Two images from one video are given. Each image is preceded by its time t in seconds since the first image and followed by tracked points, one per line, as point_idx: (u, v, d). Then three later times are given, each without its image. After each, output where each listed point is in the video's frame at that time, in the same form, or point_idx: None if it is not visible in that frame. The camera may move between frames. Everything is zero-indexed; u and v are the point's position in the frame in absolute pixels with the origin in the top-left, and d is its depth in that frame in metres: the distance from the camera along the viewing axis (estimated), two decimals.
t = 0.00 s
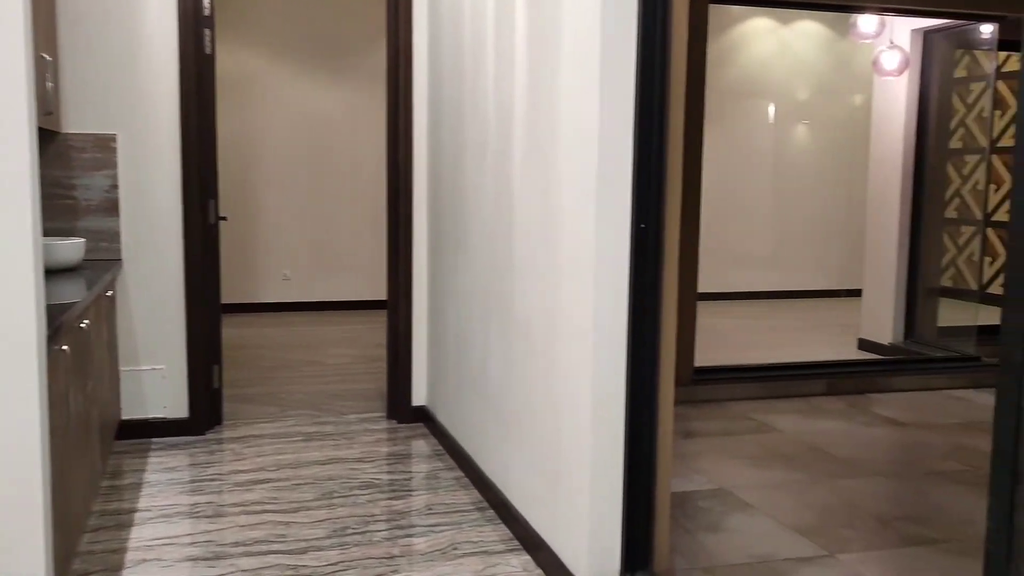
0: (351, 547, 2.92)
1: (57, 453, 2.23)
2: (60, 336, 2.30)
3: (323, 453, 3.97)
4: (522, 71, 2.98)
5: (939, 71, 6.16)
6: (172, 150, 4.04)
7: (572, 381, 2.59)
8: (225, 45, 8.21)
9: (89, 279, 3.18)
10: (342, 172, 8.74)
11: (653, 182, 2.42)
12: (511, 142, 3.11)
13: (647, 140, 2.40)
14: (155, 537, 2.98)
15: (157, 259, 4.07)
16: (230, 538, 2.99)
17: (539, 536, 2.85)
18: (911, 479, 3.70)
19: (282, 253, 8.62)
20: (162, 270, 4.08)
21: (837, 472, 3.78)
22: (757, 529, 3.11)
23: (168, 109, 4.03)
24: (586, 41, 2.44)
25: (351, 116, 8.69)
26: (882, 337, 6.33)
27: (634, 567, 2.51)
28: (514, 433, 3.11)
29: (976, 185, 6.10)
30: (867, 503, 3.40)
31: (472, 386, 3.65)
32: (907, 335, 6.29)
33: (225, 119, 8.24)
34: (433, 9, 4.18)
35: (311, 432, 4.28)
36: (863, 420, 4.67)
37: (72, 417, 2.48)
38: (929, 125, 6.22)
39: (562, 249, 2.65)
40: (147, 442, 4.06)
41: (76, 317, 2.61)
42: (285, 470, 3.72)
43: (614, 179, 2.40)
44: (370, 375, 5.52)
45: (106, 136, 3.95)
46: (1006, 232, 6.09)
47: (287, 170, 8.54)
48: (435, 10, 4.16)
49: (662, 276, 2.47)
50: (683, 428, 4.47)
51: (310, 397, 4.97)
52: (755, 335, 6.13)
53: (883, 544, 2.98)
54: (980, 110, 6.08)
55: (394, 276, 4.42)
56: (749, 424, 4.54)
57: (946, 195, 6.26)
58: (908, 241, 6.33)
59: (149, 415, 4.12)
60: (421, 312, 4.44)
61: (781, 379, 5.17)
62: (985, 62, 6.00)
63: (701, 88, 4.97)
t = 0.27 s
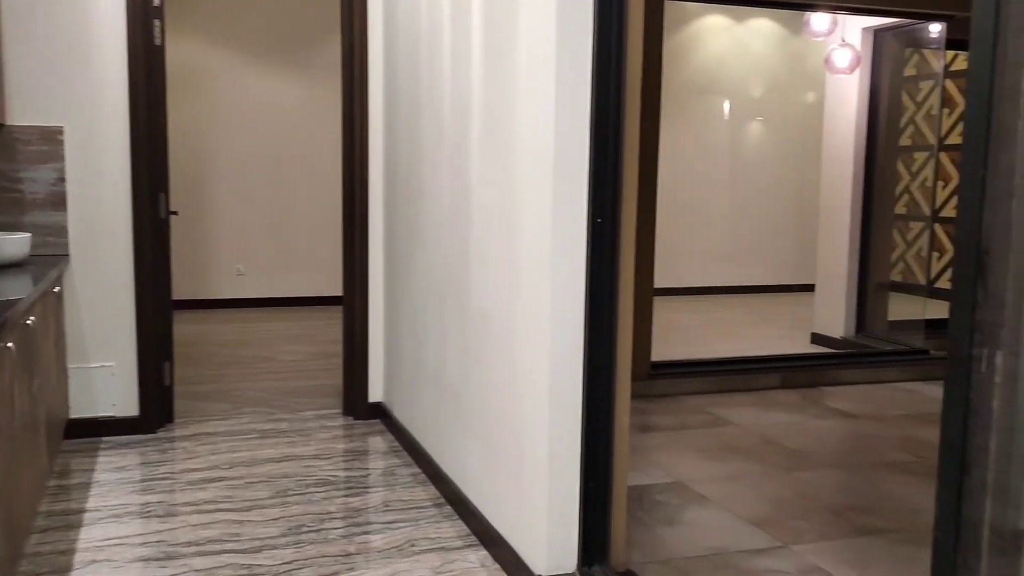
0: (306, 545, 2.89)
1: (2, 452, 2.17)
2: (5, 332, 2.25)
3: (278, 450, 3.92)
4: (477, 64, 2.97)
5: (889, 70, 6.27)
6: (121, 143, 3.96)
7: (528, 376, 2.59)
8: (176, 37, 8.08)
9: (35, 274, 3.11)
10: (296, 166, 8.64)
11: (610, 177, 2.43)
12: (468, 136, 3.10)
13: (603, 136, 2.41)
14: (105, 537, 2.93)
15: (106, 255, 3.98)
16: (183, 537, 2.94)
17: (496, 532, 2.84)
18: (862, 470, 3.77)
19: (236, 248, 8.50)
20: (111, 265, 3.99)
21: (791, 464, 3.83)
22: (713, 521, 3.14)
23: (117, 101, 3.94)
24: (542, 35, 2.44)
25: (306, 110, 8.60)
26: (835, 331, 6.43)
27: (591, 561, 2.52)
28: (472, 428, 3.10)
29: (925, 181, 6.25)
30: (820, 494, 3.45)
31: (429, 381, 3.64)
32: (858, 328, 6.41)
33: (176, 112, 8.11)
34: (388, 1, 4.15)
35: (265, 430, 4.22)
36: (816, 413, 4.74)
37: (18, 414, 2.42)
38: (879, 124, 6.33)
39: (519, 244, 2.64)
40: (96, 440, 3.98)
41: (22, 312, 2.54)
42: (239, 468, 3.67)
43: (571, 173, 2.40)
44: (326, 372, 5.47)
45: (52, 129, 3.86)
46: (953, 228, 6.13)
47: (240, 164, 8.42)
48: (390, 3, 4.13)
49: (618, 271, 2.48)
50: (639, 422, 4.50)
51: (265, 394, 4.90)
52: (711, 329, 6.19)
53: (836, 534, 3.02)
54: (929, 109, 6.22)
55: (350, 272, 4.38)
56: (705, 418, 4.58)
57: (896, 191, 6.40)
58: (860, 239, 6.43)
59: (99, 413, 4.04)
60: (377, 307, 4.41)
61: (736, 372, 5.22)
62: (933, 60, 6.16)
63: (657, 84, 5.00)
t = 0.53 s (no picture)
0: (258, 545, 2.85)
1: None
2: None
3: (228, 450, 3.86)
4: (430, 58, 2.94)
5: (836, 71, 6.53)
6: (64, 136, 3.86)
7: (482, 372, 2.58)
8: (121, 29, 7.91)
9: None
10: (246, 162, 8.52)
11: (563, 173, 2.44)
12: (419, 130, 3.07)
13: (557, 131, 2.41)
14: (49, 540, 2.85)
15: (49, 251, 3.88)
16: (130, 539, 2.88)
17: (450, 529, 2.83)
18: (812, 463, 3.82)
19: (184, 245, 8.35)
20: (53, 262, 3.89)
21: (742, 458, 3.88)
22: (666, 515, 3.16)
23: (59, 94, 3.84)
24: (495, 28, 2.43)
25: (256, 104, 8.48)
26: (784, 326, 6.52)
27: (546, 555, 2.52)
28: (425, 425, 3.08)
29: (871, 178, 6.41)
30: (771, 487, 3.49)
31: (382, 378, 3.61)
32: (808, 324, 6.64)
33: (121, 105, 7.94)
34: None
35: (215, 429, 4.15)
36: (766, 407, 4.80)
37: None
38: (827, 123, 6.57)
39: (472, 240, 2.63)
40: (39, 442, 3.88)
41: None
42: (188, 468, 3.61)
43: (525, 169, 2.40)
44: (277, 370, 5.40)
45: None
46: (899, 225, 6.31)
47: (188, 159, 8.28)
48: None
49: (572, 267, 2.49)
50: (593, 418, 4.51)
51: (215, 393, 4.82)
52: (664, 325, 6.24)
53: (787, 526, 3.06)
54: (875, 108, 6.39)
55: (302, 268, 4.33)
56: (658, 413, 4.61)
57: (843, 189, 6.57)
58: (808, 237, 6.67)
59: (43, 414, 3.93)
60: (329, 304, 4.36)
61: (688, 367, 5.27)
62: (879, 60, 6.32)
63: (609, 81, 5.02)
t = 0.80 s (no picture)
0: (215, 550, 2.79)
1: None
2: None
3: (185, 452, 3.78)
4: (393, 55, 2.91)
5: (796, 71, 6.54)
6: (14, 132, 3.75)
7: (445, 372, 2.55)
8: (74, 23, 7.75)
9: None
10: (204, 159, 8.40)
11: (526, 171, 2.42)
12: (382, 125, 3.05)
13: (519, 129, 2.40)
14: None
15: None
16: (83, 544, 2.81)
17: (413, 531, 2.80)
18: (772, 460, 3.85)
19: (140, 243, 8.21)
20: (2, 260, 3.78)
21: (704, 456, 3.89)
22: (629, 514, 3.15)
23: (9, 88, 3.74)
24: (457, 24, 2.40)
25: (214, 101, 8.36)
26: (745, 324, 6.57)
27: (509, 555, 2.51)
28: (388, 425, 3.05)
29: (829, 179, 6.53)
30: (733, 485, 3.51)
31: (342, 378, 3.57)
32: (767, 322, 6.61)
33: (75, 101, 7.78)
34: None
35: (172, 431, 4.07)
36: (728, 405, 4.83)
37: None
38: (786, 123, 6.59)
39: (435, 237, 2.60)
40: None
41: None
42: (143, 471, 3.53)
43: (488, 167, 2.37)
44: (235, 370, 5.32)
45: None
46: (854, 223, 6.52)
47: (144, 156, 8.14)
48: None
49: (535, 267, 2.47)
50: (556, 417, 4.51)
51: (172, 394, 4.74)
52: (626, 323, 6.26)
53: (749, 524, 3.08)
54: (832, 109, 6.48)
55: (261, 266, 4.26)
56: (620, 412, 4.62)
57: (802, 189, 6.62)
58: (769, 238, 6.67)
59: None
60: (289, 303, 4.31)
61: (650, 365, 5.29)
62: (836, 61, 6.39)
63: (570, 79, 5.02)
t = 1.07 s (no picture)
0: (180, 554, 2.73)
1: None
2: None
3: (149, 454, 3.70)
4: (361, 48, 2.86)
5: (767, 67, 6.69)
6: None
7: (416, 371, 2.51)
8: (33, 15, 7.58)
9: None
10: (168, 155, 8.26)
11: (498, 166, 2.38)
12: (350, 117, 2.98)
13: (492, 123, 2.35)
14: None
15: None
16: (41, 550, 2.72)
17: (383, 533, 2.75)
18: (744, 457, 3.85)
19: (103, 241, 8.05)
20: None
21: (677, 453, 3.88)
22: (602, 513, 3.13)
23: None
24: (426, 15, 2.34)
25: (178, 96, 8.23)
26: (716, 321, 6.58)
27: (480, 557, 2.47)
28: (357, 426, 3.00)
29: (798, 176, 6.73)
30: (706, 482, 3.50)
31: (310, 378, 3.50)
32: (739, 319, 6.75)
33: (34, 95, 7.60)
34: None
35: (135, 432, 3.98)
36: (699, 402, 4.83)
37: None
38: (757, 120, 6.79)
39: (406, 234, 2.54)
40: None
41: None
42: (105, 473, 3.45)
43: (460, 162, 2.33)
44: (201, 369, 5.23)
45: None
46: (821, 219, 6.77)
47: (107, 152, 7.98)
48: None
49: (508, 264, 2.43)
50: (528, 415, 4.48)
51: (135, 394, 4.64)
52: (598, 320, 6.24)
53: (722, 521, 3.06)
54: (801, 106, 6.67)
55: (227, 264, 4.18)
56: (592, 409, 4.60)
57: (772, 185, 6.81)
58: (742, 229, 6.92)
59: None
60: (256, 301, 4.23)
61: (622, 362, 5.27)
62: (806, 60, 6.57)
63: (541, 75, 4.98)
